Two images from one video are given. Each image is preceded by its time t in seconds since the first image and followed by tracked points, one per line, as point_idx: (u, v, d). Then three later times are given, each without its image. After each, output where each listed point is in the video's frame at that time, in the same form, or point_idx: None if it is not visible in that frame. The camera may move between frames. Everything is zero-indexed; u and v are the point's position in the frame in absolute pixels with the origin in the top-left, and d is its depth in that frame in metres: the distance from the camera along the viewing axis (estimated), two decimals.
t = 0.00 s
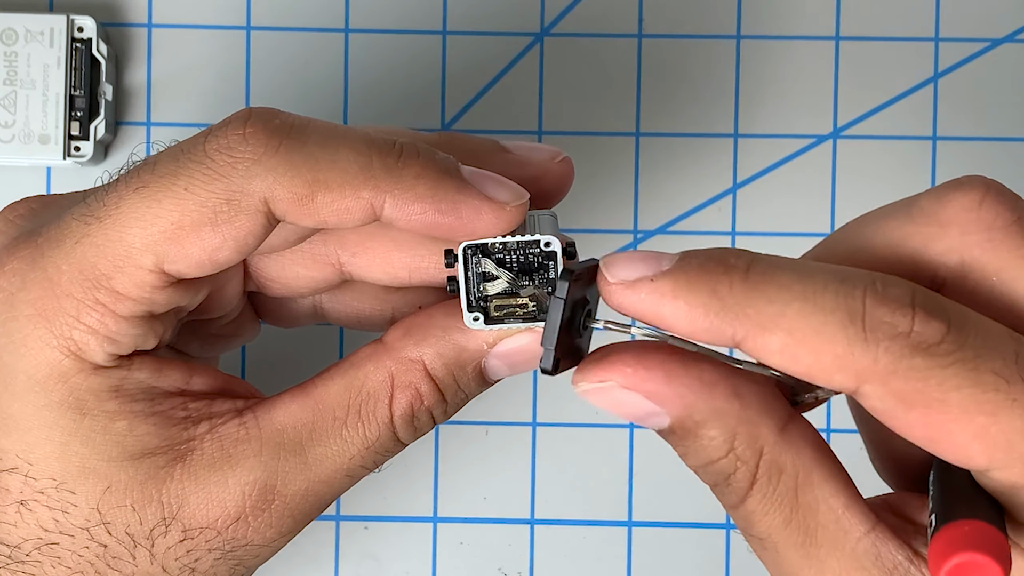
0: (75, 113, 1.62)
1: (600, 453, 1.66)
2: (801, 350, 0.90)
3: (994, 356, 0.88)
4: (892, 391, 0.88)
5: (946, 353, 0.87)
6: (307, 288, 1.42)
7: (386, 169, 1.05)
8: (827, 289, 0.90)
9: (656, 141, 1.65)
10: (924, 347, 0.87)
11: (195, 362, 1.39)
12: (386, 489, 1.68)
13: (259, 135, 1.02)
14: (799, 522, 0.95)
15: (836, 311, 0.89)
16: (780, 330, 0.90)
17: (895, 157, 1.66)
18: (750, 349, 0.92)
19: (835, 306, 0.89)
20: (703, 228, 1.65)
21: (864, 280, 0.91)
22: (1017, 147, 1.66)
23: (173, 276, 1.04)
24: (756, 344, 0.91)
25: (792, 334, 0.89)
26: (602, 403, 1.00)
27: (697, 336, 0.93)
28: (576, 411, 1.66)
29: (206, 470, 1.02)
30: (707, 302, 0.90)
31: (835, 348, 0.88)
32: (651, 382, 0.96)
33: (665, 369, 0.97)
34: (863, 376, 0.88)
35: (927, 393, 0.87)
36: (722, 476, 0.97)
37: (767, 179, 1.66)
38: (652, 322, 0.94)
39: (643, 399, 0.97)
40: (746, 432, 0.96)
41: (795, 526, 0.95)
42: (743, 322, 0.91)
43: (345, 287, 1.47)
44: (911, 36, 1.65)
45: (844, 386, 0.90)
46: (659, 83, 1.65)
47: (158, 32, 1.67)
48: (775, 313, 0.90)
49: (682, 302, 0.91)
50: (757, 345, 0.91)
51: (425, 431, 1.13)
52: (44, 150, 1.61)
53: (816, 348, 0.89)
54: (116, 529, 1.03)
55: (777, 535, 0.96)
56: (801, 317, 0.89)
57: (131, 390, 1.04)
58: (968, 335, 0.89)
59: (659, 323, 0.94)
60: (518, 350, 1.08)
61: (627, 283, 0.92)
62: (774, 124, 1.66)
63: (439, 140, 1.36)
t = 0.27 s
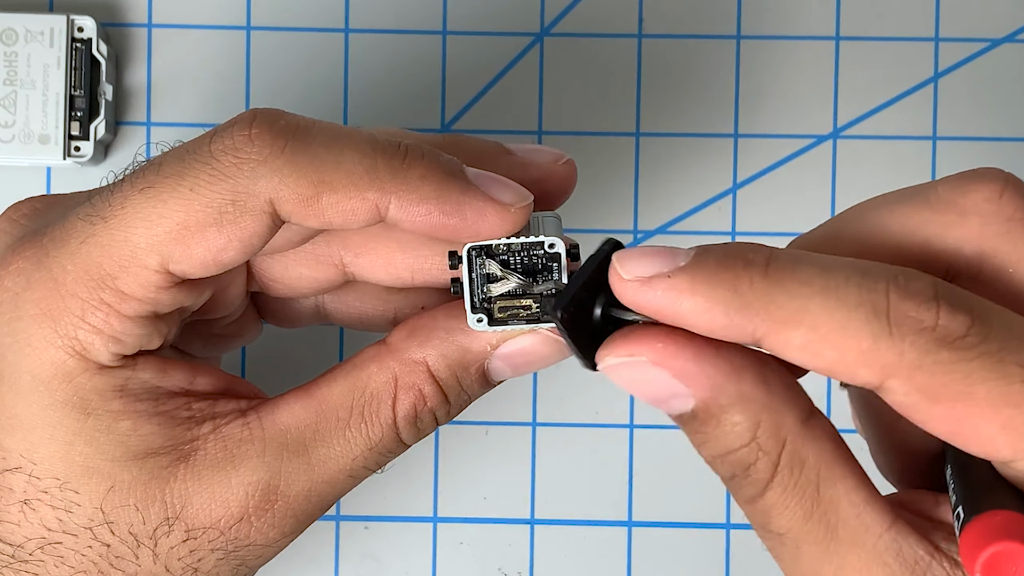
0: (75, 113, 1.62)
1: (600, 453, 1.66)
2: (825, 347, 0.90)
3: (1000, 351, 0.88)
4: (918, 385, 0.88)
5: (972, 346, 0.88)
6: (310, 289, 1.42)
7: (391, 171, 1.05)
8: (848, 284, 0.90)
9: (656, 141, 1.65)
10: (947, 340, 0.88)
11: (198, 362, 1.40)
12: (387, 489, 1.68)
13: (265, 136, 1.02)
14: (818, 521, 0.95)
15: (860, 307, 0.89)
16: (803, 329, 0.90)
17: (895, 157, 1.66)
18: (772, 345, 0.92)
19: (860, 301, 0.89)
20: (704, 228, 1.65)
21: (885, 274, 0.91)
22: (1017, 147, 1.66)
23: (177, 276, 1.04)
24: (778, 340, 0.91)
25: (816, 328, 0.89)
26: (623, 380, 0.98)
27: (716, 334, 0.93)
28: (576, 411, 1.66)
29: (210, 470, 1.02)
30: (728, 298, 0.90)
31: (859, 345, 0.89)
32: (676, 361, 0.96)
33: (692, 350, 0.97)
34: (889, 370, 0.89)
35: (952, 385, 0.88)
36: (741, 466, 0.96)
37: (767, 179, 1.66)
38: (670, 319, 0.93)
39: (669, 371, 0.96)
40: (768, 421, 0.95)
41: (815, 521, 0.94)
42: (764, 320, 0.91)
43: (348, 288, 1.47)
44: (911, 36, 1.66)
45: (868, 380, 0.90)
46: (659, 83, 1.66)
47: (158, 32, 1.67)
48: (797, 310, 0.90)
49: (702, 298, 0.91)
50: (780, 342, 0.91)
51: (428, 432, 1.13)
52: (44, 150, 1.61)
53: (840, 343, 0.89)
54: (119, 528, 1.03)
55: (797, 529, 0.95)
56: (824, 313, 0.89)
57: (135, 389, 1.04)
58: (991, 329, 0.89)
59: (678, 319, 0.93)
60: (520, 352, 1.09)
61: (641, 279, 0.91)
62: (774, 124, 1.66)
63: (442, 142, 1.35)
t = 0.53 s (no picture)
0: (75, 113, 1.62)
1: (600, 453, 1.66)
2: (816, 290, 0.93)
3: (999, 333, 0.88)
4: (898, 332, 0.89)
5: (959, 300, 0.89)
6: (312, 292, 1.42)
7: (395, 173, 1.05)
8: (842, 235, 0.93)
9: (656, 142, 1.65)
10: (933, 293, 0.89)
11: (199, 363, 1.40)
12: (386, 489, 1.68)
13: (268, 138, 1.02)
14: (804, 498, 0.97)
15: (850, 252, 0.92)
16: (794, 275, 0.93)
17: (895, 157, 1.66)
18: (769, 297, 0.96)
19: (847, 246, 0.92)
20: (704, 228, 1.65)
21: (880, 227, 0.94)
22: (1017, 147, 1.66)
23: (181, 277, 1.04)
24: (773, 290, 0.95)
25: (805, 274, 0.93)
26: (635, 360, 1.03)
27: (721, 301, 0.98)
28: (576, 411, 1.66)
29: (212, 472, 1.02)
30: (723, 260, 0.96)
31: (846, 288, 0.91)
32: (686, 345, 1.00)
33: (702, 334, 1.00)
34: (872, 313, 0.90)
35: (931, 339, 0.88)
36: (743, 441, 1.00)
37: (767, 178, 1.65)
38: (685, 305, 0.99)
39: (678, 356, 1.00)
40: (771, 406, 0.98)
41: (801, 499, 0.97)
42: (757, 267, 0.95)
43: (350, 290, 1.47)
44: (910, 36, 1.65)
45: (854, 326, 0.92)
46: (659, 83, 1.65)
47: (158, 32, 1.67)
48: (787, 257, 0.94)
49: (704, 271, 0.97)
50: (774, 291, 0.95)
51: (430, 436, 1.13)
52: (44, 150, 1.61)
53: (830, 287, 0.92)
54: (121, 530, 1.03)
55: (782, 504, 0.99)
56: (814, 260, 0.93)
57: (138, 391, 1.04)
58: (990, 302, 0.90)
59: (687, 300, 0.99)
60: (523, 355, 1.09)
61: (645, 278, 0.99)
62: (774, 124, 1.66)
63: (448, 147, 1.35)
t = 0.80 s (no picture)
0: (75, 113, 1.61)
1: (600, 453, 1.65)
2: (799, 277, 0.88)
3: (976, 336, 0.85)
4: (876, 317, 0.85)
5: (942, 286, 0.85)
6: (314, 293, 1.41)
7: (398, 182, 1.05)
8: (825, 216, 0.88)
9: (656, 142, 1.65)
10: (916, 278, 0.85)
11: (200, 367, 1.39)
12: (386, 489, 1.67)
13: (271, 147, 1.02)
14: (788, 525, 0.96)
15: (832, 233, 0.87)
16: (779, 262, 0.88)
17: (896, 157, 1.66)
18: (753, 289, 0.91)
19: (833, 232, 0.87)
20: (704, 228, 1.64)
21: (865, 210, 0.89)
22: (1017, 146, 1.66)
23: (184, 286, 1.04)
24: (758, 282, 0.90)
25: (791, 262, 0.88)
26: (632, 365, 1.00)
27: (721, 301, 0.93)
28: (575, 411, 1.65)
29: (213, 481, 1.02)
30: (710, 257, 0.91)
31: (829, 270, 0.86)
32: (694, 361, 0.97)
33: (713, 350, 0.97)
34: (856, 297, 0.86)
35: (909, 328, 0.84)
36: (730, 464, 0.99)
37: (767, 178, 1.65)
38: (685, 312, 0.96)
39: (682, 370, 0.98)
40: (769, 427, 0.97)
41: (780, 527, 0.97)
42: (745, 256, 0.90)
43: (351, 292, 1.47)
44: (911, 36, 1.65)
45: (837, 311, 0.87)
46: (660, 83, 1.65)
47: (158, 32, 1.66)
48: (771, 242, 0.89)
49: (695, 274, 0.92)
50: (759, 282, 0.90)
51: (432, 444, 1.13)
52: (44, 150, 1.60)
53: (814, 273, 0.87)
54: (121, 539, 1.02)
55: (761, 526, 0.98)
56: (797, 244, 0.88)
57: (139, 399, 1.04)
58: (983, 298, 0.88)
59: (687, 308, 0.95)
60: (526, 362, 1.09)
61: (641, 299, 0.97)
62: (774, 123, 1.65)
63: (448, 151, 1.34)
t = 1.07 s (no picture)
0: (75, 113, 1.60)
1: (600, 454, 1.65)
2: (791, 252, 0.89)
3: (950, 311, 0.88)
4: (874, 280, 0.88)
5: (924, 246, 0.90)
6: (317, 301, 1.41)
7: (398, 184, 1.04)
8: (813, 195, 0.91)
9: (656, 142, 1.64)
10: (906, 239, 0.90)
11: (204, 374, 1.39)
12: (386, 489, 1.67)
13: (272, 148, 1.01)
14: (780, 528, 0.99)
15: (823, 206, 0.90)
16: (771, 241, 0.90)
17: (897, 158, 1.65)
18: (746, 271, 0.91)
19: (821, 202, 0.90)
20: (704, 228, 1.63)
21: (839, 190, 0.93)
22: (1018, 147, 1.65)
23: (183, 286, 1.04)
24: (751, 264, 0.90)
25: (783, 237, 0.89)
26: (625, 373, 0.97)
27: (714, 287, 0.92)
28: (575, 411, 1.65)
29: (209, 488, 1.01)
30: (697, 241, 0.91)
31: (824, 239, 0.89)
32: (682, 364, 0.95)
33: (702, 354, 0.95)
34: (850, 261, 0.88)
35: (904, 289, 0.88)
36: (723, 463, 1.00)
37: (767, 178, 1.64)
38: (673, 304, 0.94)
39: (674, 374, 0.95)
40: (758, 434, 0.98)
41: (773, 524, 0.99)
42: (739, 236, 0.90)
43: (356, 300, 1.46)
44: (911, 36, 1.64)
45: (832, 280, 0.89)
46: (660, 83, 1.64)
47: (158, 32, 1.66)
48: (763, 221, 0.90)
49: (682, 262, 0.92)
50: (751, 262, 0.90)
51: (430, 459, 1.12)
52: (43, 150, 1.59)
53: (807, 245, 0.89)
54: (115, 542, 1.02)
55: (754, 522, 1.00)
56: (789, 220, 0.90)
57: (136, 403, 1.03)
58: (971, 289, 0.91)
59: (680, 301, 0.94)
60: (526, 378, 1.08)
61: (629, 298, 0.95)
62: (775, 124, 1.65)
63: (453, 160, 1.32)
